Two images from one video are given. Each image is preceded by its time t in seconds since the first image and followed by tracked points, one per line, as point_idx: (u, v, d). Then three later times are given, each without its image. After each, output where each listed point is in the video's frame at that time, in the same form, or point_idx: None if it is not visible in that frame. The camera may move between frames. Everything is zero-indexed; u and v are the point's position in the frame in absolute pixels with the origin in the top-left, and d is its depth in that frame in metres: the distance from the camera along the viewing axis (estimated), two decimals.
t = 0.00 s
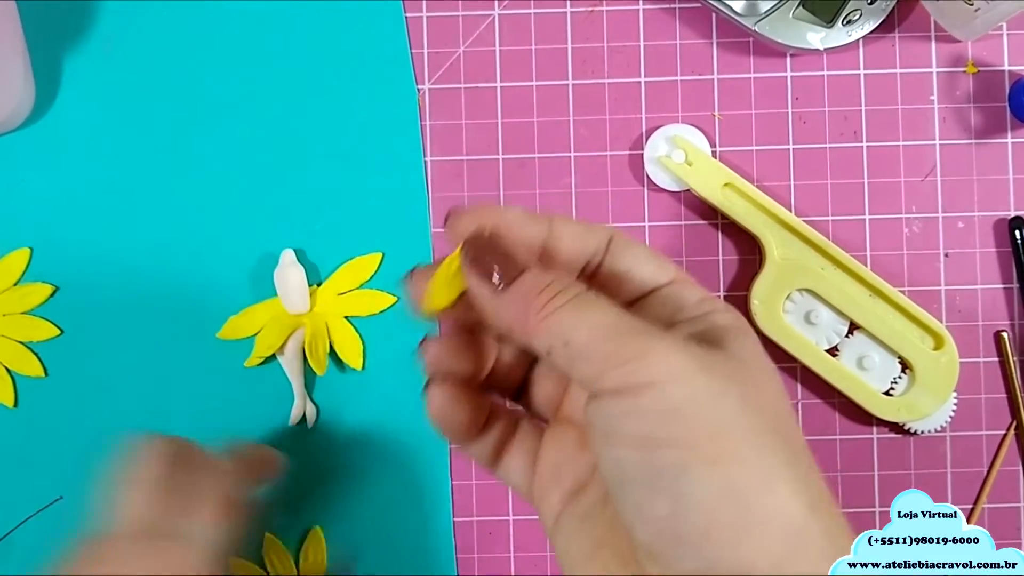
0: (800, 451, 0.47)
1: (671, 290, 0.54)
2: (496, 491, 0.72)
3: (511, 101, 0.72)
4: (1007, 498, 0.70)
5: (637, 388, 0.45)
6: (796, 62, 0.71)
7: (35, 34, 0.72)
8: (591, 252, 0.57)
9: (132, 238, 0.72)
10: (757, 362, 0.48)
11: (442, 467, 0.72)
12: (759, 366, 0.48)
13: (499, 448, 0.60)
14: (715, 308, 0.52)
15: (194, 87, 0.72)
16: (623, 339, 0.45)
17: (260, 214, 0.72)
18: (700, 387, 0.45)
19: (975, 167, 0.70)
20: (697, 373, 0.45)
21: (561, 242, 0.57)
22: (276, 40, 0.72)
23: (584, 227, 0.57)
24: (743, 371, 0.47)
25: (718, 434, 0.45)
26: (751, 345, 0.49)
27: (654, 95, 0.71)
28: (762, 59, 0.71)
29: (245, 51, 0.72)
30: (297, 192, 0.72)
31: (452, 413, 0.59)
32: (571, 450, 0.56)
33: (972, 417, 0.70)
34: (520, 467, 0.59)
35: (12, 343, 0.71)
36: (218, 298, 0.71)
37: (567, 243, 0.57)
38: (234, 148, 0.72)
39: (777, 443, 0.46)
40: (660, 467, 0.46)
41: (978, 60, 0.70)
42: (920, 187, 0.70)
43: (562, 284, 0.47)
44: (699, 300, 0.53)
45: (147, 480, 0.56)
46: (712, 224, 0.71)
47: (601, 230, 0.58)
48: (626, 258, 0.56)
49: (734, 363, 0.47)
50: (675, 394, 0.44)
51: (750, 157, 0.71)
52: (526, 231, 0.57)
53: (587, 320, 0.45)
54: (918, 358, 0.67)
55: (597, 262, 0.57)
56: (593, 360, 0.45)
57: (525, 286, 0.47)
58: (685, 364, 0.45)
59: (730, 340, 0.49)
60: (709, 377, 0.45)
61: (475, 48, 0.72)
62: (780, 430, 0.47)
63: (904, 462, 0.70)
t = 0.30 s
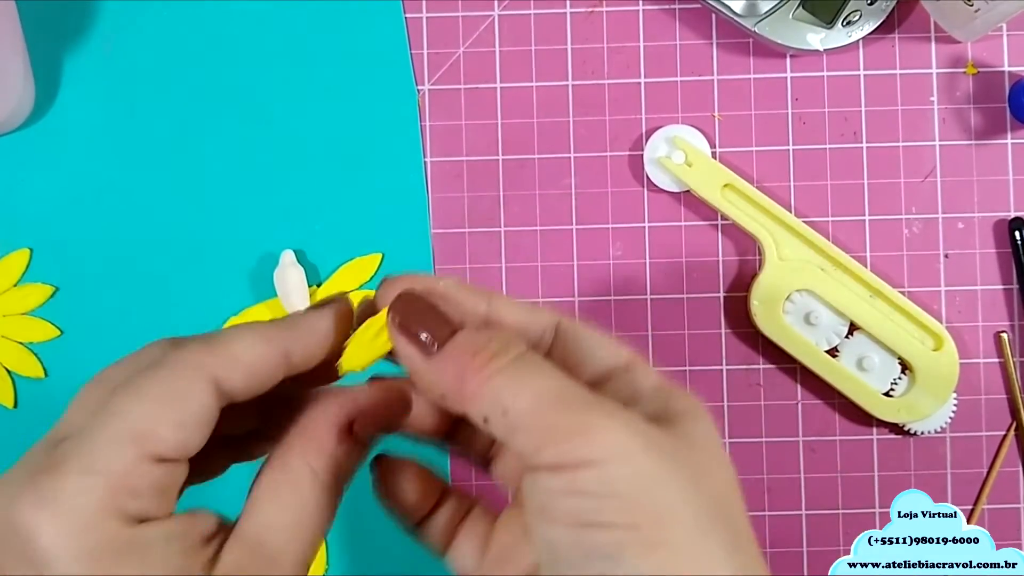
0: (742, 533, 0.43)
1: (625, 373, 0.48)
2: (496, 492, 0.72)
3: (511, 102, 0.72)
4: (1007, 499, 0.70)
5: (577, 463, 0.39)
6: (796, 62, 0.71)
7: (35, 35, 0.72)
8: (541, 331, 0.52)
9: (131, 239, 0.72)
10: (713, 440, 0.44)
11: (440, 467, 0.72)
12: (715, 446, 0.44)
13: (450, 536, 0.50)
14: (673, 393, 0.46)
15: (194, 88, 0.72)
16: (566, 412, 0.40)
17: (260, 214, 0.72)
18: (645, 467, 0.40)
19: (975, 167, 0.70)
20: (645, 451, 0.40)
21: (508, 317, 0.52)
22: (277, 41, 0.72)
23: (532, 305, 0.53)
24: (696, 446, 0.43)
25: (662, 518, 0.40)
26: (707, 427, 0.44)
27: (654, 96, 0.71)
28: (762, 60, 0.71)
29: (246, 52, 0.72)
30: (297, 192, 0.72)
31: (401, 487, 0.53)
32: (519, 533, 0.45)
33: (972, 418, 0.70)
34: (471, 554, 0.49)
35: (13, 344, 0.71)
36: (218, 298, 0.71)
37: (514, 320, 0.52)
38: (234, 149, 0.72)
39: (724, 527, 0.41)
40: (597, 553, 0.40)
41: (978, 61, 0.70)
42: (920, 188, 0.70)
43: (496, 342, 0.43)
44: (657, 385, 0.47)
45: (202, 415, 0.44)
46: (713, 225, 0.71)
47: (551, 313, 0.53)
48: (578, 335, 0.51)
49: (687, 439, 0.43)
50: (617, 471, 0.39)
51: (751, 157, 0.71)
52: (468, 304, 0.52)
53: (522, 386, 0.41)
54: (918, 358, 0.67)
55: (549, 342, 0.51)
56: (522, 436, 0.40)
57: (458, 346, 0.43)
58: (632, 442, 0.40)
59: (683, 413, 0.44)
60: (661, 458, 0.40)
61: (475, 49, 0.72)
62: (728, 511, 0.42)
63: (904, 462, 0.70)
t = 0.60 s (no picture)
0: (794, 539, 0.41)
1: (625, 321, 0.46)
2: (496, 492, 0.72)
3: (511, 101, 0.72)
4: (1007, 499, 0.70)
5: (583, 538, 0.42)
6: (796, 62, 0.71)
7: (35, 34, 0.72)
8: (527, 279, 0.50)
9: (131, 238, 0.72)
10: (726, 436, 0.41)
11: (439, 465, 0.72)
12: (732, 447, 0.41)
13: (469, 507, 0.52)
14: (676, 349, 0.43)
15: (194, 87, 0.72)
16: (573, 472, 0.41)
17: (260, 213, 0.72)
18: (654, 533, 0.40)
19: (974, 167, 0.70)
20: (648, 517, 0.41)
21: (486, 270, 0.50)
22: (277, 41, 0.72)
23: (509, 246, 0.49)
24: (704, 473, 0.41)
25: None
26: (717, 414, 0.41)
27: (654, 95, 0.71)
28: (762, 60, 0.71)
29: (246, 51, 0.72)
30: (297, 192, 0.72)
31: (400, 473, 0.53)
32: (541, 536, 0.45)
33: (972, 418, 0.70)
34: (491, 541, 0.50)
35: (12, 343, 0.71)
36: (217, 298, 0.71)
37: (494, 275, 0.50)
38: (234, 148, 0.72)
39: (762, 549, 0.40)
40: None
41: (977, 61, 0.70)
42: (920, 187, 0.70)
43: (522, 383, 0.43)
44: (658, 334, 0.44)
45: (144, 401, 0.47)
46: (712, 225, 0.71)
47: (533, 241, 0.49)
48: (566, 280, 0.48)
49: (691, 465, 0.41)
50: (623, 545, 0.41)
51: (750, 157, 0.71)
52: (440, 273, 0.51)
53: (539, 434, 0.42)
54: (917, 358, 0.67)
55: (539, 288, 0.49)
56: (529, 481, 0.43)
57: (478, 398, 0.43)
58: (625, 511, 0.41)
59: (683, 408, 0.42)
60: (661, 513, 0.41)
61: (475, 48, 0.72)
62: (764, 527, 0.41)
63: (904, 462, 0.70)
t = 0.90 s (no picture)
0: (805, 482, 0.41)
1: (636, 278, 0.43)
2: (496, 491, 0.72)
3: (511, 101, 0.72)
4: (1007, 499, 0.70)
5: (592, 492, 0.42)
6: (796, 62, 0.71)
7: (35, 34, 0.72)
8: (525, 264, 0.45)
9: (131, 238, 0.72)
10: (733, 382, 0.40)
11: (441, 465, 0.72)
12: (740, 391, 0.40)
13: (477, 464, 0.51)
14: (683, 291, 0.42)
15: (194, 87, 0.72)
16: (580, 431, 0.41)
17: (261, 213, 0.72)
18: (657, 484, 0.40)
19: (974, 167, 0.70)
20: (654, 468, 0.40)
21: (478, 268, 0.45)
22: (278, 42, 0.72)
23: (497, 236, 0.44)
24: (711, 419, 0.40)
25: (694, 528, 0.40)
26: (724, 359, 0.40)
27: (654, 95, 0.71)
28: (762, 60, 0.71)
29: (247, 52, 0.72)
30: (298, 192, 0.72)
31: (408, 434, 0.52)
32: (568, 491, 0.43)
33: (972, 418, 0.70)
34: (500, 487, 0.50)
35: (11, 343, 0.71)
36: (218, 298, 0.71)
37: (489, 275, 0.46)
38: (236, 149, 0.72)
39: (768, 495, 0.40)
40: (641, 540, 0.42)
41: (977, 61, 0.70)
42: (920, 187, 0.70)
43: (503, 356, 0.40)
44: (666, 283, 0.43)
45: (101, 344, 0.46)
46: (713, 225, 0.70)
47: (520, 220, 0.45)
48: (562, 254, 0.44)
49: (699, 411, 0.40)
50: (630, 497, 0.41)
51: (750, 157, 0.71)
52: (433, 292, 0.45)
53: (532, 398, 0.40)
54: (918, 358, 0.67)
55: (539, 267, 0.46)
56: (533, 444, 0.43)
57: (464, 374, 0.41)
58: (631, 463, 0.40)
59: (688, 355, 0.41)
60: (668, 465, 0.40)
61: (475, 48, 0.72)
62: (773, 473, 0.40)
63: (904, 462, 0.70)
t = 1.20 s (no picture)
0: (789, 484, 0.40)
1: (621, 267, 0.42)
2: (496, 491, 0.72)
3: (511, 101, 0.72)
4: (1007, 498, 0.70)
5: (573, 485, 0.42)
6: (796, 62, 0.71)
7: (36, 34, 0.72)
8: (507, 254, 0.44)
9: (131, 238, 0.72)
10: (718, 381, 0.40)
11: (440, 466, 0.72)
12: (723, 391, 0.40)
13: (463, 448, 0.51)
14: (670, 282, 0.41)
15: (194, 86, 0.72)
16: (561, 425, 0.41)
17: (261, 214, 0.72)
18: (638, 480, 0.40)
19: (975, 167, 0.70)
20: (635, 465, 0.40)
21: (458, 257, 0.44)
22: (278, 42, 0.72)
23: (477, 225, 0.43)
24: (694, 419, 0.40)
25: (676, 524, 0.40)
26: (709, 356, 0.40)
27: (654, 96, 0.71)
28: (762, 60, 0.71)
29: (248, 52, 0.72)
30: (299, 193, 0.72)
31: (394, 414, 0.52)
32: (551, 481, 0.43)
33: (972, 418, 0.70)
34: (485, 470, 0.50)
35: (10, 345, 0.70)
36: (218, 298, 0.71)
37: (471, 264, 0.44)
38: (236, 149, 0.72)
39: (750, 497, 0.40)
40: (624, 534, 0.42)
41: (978, 61, 0.70)
42: (920, 187, 0.70)
43: (483, 344, 0.41)
44: (654, 272, 0.41)
45: (56, 337, 0.45)
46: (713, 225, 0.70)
47: (503, 208, 0.43)
48: (546, 244, 0.43)
49: (682, 411, 0.40)
50: (610, 493, 0.41)
51: (751, 157, 0.71)
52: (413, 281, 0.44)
53: (514, 387, 0.41)
54: (919, 358, 0.67)
55: (522, 259, 0.44)
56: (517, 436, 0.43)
57: (444, 363, 0.41)
58: (611, 458, 0.41)
59: (670, 352, 0.40)
60: (649, 464, 0.40)
61: (475, 48, 0.72)
62: (757, 475, 0.40)
63: (904, 462, 0.70)
